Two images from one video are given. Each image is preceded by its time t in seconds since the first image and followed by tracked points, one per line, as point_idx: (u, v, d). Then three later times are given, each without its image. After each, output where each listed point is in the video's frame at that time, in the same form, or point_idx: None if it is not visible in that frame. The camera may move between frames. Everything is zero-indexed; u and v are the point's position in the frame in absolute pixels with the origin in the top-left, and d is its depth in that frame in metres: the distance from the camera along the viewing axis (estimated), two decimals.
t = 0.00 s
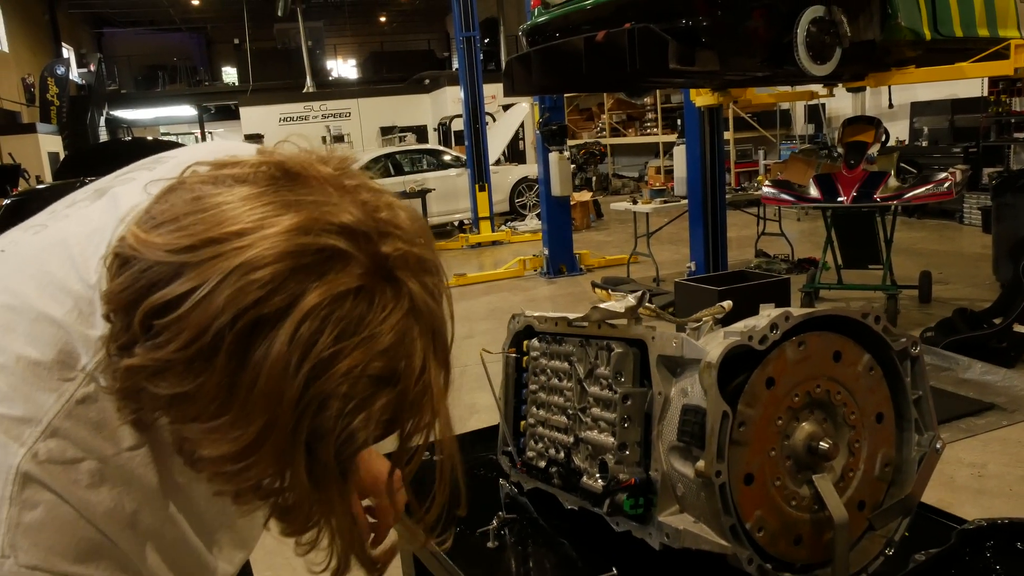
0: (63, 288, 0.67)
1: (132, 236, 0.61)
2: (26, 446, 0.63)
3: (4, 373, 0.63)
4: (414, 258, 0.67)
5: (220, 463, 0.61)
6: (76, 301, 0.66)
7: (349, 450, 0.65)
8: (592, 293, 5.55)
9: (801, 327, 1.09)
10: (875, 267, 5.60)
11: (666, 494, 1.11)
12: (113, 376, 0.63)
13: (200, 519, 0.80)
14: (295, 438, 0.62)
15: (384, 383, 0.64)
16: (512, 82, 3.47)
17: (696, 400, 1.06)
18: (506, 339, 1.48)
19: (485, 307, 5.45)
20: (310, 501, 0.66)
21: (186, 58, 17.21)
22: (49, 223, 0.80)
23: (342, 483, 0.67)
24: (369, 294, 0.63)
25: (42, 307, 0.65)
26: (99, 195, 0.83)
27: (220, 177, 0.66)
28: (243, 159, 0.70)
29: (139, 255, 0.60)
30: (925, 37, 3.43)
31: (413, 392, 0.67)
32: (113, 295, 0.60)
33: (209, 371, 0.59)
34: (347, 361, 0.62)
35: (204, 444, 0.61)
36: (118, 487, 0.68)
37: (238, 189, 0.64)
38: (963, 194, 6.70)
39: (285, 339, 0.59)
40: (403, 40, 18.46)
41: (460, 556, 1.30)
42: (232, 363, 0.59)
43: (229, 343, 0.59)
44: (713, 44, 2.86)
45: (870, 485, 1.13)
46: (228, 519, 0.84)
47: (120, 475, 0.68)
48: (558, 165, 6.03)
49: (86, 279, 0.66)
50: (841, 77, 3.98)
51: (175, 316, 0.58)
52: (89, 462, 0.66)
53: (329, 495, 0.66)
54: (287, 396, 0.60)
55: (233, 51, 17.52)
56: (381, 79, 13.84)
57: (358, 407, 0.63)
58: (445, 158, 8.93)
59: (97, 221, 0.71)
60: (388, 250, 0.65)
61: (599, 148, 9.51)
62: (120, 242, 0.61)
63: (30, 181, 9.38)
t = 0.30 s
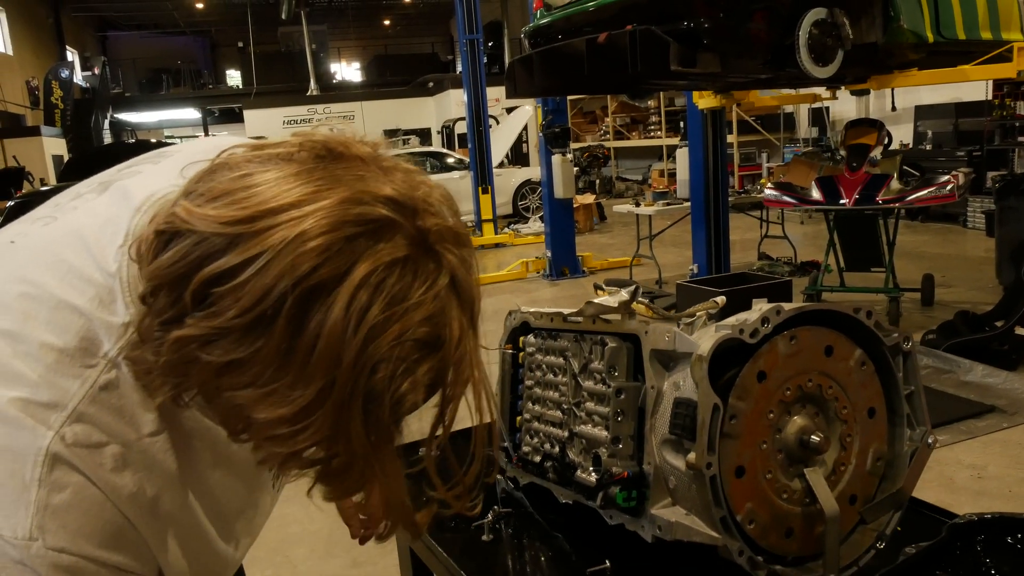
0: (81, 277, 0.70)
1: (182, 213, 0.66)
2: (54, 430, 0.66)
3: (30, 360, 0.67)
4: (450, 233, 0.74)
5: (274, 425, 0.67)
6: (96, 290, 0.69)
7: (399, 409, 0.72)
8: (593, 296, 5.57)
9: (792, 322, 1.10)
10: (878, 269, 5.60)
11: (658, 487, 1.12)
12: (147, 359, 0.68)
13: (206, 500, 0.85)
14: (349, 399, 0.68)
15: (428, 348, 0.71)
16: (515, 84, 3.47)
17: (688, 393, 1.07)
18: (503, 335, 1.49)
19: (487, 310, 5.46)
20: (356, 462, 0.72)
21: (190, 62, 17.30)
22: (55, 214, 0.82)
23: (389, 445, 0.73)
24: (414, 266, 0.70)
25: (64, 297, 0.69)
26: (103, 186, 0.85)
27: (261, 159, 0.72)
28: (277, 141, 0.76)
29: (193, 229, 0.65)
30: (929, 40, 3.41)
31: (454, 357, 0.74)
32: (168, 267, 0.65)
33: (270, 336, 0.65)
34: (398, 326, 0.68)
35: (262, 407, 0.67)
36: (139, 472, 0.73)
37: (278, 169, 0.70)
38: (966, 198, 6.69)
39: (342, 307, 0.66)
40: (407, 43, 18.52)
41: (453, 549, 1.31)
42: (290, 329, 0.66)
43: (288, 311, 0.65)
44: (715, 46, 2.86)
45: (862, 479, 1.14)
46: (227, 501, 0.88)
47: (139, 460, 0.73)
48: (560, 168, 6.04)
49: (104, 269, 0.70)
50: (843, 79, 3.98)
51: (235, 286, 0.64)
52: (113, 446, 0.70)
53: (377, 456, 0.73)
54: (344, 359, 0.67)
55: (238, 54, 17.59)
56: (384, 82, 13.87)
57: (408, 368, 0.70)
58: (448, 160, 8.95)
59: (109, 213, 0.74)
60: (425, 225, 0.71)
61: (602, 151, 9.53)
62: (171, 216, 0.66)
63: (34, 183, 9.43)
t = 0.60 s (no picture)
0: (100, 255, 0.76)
1: (216, 177, 0.71)
2: (70, 409, 0.72)
3: (48, 336, 0.73)
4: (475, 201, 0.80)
5: (306, 384, 0.72)
6: (113, 269, 0.75)
7: (427, 367, 0.77)
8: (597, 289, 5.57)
9: (792, 308, 1.10)
10: (883, 262, 5.58)
11: (657, 475, 1.12)
12: (170, 329, 0.73)
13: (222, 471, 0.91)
14: (380, 359, 0.73)
15: (455, 310, 0.77)
16: (517, 78, 3.44)
17: (686, 380, 1.07)
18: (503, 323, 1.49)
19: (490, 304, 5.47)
20: (383, 422, 0.77)
21: (195, 57, 17.31)
22: (67, 189, 0.86)
23: (415, 404, 0.79)
24: (443, 232, 0.76)
25: (84, 275, 0.74)
26: (113, 165, 0.89)
27: (291, 125, 0.78)
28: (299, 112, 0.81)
29: (227, 194, 0.70)
30: (934, 32, 3.40)
31: (479, 320, 0.80)
32: (203, 229, 0.70)
33: (303, 297, 0.71)
34: (427, 288, 0.74)
35: (294, 366, 0.72)
36: (153, 450, 0.79)
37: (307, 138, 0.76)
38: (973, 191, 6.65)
39: (375, 271, 0.71)
40: (411, 36, 18.47)
41: (451, 537, 1.30)
42: (322, 291, 0.71)
43: (321, 273, 0.70)
44: (720, 38, 2.85)
45: (861, 468, 1.13)
46: (235, 475, 0.93)
47: (149, 438, 0.79)
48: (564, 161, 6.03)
49: (120, 246, 0.76)
50: (848, 72, 3.97)
51: (268, 248, 0.69)
52: (130, 425, 0.76)
53: (406, 415, 0.78)
54: (378, 317, 0.72)
55: (243, 48, 17.57)
56: (389, 77, 13.86)
57: (437, 330, 0.76)
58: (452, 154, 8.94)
59: (123, 193, 0.80)
60: (453, 195, 0.77)
61: (606, 144, 9.50)
62: (205, 181, 0.71)
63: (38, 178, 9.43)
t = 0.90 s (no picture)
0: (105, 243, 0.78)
1: (230, 160, 0.72)
2: (78, 393, 0.73)
3: (54, 323, 0.74)
4: (479, 174, 0.83)
5: (332, 355, 0.73)
6: (118, 257, 0.77)
7: (447, 335, 0.79)
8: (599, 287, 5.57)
9: (787, 308, 1.10)
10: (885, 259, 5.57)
11: (653, 475, 1.12)
12: (179, 315, 0.75)
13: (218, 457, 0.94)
14: (405, 327, 0.75)
15: (471, 277, 0.79)
16: (519, 77, 3.45)
17: (681, 380, 1.08)
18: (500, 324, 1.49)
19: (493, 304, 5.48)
20: (406, 392, 0.78)
21: (197, 57, 17.35)
22: (65, 188, 0.88)
23: (436, 371, 0.80)
24: (453, 202, 0.78)
25: (88, 264, 0.76)
26: (110, 163, 0.91)
27: (296, 110, 0.79)
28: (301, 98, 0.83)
29: (241, 179, 0.71)
30: (933, 28, 3.39)
31: (491, 287, 0.82)
32: (215, 215, 0.71)
33: (322, 274, 0.72)
34: (442, 262, 0.76)
35: (318, 338, 0.72)
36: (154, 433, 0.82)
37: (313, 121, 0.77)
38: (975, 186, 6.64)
39: (395, 240, 0.73)
40: (413, 37, 18.55)
41: (450, 539, 1.31)
42: (345, 264, 0.72)
43: (344, 244, 0.72)
44: (719, 36, 2.85)
45: (857, 466, 1.13)
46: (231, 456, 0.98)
47: (153, 420, 0.82)
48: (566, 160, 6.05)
49: (124, 235, 0.78)
50: (847, 68, 3.97)
51: (288, 224, 0.71)
52: (137, 408, 0.79)
53: (427, 381, 0.79)
54: (401, 284, 0.73)
55: (245, 50, 17.67)
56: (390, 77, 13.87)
57: (454, 296, 0.78)
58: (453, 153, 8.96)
59: (125, 186, 0.83)
60: (460, 168, 0.79)
61: (608, 143, 9.50)
62: (214, 168, 0.72)
63: (42, 180, 9.46)
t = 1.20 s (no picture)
0: (141, 178, 0.84)
1: (346, 107, 0.73)
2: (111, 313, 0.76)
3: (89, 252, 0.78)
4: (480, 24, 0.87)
5: (512, 211, 0.82)
6: (151, 194, 0.84)
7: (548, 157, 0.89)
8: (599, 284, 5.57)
9: (784, 303, 1.10)
10: (885, 254, 5.56)
11: (651, 471, 1.12)
12: (357, 241, 0.79)
13: (234, 395, 0.97)
14: (538, 162, 0.84)
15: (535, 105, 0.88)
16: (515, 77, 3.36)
17: (679, 376, 1.08)
18: (498, 321, 1.49)
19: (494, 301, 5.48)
20: (553, 212, 0.90)
21: (196, 56, 17.34)
22: (76, 153, 0.94)
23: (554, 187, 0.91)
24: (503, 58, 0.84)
25: (118, 200, 0.82)
26: (121, 129, 0.98)
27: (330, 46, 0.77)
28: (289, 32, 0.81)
29: (379, 115, 0.73)
30: (933, 23, 3.38)
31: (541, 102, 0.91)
32: (372, 156, 0.74)
33: (478, 157, 0.78)
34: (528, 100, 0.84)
35: (499, 204, 0.80)
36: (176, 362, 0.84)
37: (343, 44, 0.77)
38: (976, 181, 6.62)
39: (506, 102, 0.80)
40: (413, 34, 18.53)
41: (449, 536, 1.30)
42: (483, 139, 0.78)
43: (477, 127, 0.77)
44: (717, 32, 2.83)
45: (856, 462, 1.13)
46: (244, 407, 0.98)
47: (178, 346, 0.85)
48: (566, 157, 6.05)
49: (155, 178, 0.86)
50: (848, 64, 3.95)
51: (430, 129, 0.75)
52: (162, 333, 0.82)
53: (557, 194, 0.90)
54: (522, 132, 0.81)
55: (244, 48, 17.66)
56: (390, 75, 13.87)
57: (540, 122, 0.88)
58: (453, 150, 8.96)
59: (148, 143, 0.90)
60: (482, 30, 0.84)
61: (608, 139, 9.49)
62: (352, 119, 0.72)
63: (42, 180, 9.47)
